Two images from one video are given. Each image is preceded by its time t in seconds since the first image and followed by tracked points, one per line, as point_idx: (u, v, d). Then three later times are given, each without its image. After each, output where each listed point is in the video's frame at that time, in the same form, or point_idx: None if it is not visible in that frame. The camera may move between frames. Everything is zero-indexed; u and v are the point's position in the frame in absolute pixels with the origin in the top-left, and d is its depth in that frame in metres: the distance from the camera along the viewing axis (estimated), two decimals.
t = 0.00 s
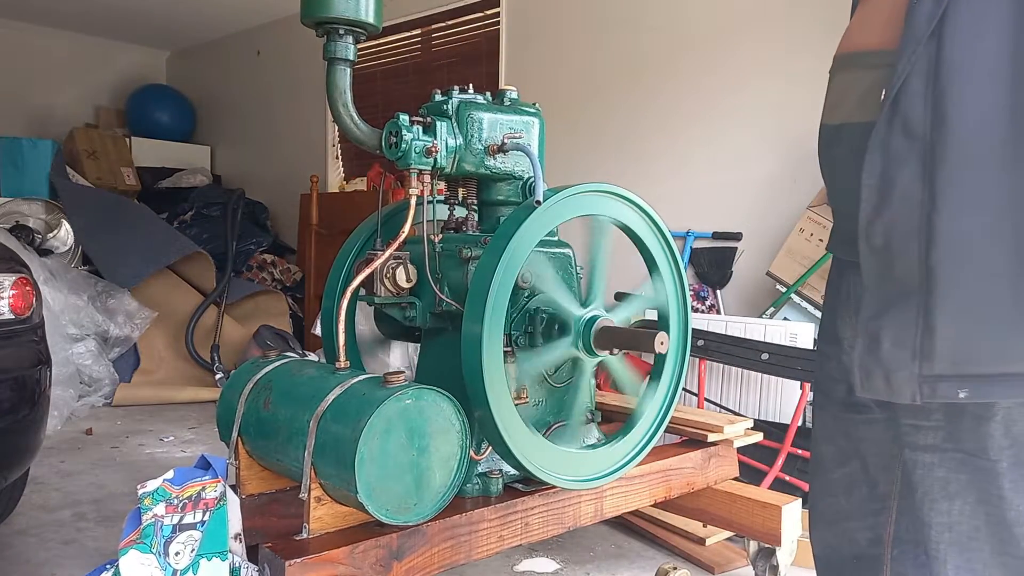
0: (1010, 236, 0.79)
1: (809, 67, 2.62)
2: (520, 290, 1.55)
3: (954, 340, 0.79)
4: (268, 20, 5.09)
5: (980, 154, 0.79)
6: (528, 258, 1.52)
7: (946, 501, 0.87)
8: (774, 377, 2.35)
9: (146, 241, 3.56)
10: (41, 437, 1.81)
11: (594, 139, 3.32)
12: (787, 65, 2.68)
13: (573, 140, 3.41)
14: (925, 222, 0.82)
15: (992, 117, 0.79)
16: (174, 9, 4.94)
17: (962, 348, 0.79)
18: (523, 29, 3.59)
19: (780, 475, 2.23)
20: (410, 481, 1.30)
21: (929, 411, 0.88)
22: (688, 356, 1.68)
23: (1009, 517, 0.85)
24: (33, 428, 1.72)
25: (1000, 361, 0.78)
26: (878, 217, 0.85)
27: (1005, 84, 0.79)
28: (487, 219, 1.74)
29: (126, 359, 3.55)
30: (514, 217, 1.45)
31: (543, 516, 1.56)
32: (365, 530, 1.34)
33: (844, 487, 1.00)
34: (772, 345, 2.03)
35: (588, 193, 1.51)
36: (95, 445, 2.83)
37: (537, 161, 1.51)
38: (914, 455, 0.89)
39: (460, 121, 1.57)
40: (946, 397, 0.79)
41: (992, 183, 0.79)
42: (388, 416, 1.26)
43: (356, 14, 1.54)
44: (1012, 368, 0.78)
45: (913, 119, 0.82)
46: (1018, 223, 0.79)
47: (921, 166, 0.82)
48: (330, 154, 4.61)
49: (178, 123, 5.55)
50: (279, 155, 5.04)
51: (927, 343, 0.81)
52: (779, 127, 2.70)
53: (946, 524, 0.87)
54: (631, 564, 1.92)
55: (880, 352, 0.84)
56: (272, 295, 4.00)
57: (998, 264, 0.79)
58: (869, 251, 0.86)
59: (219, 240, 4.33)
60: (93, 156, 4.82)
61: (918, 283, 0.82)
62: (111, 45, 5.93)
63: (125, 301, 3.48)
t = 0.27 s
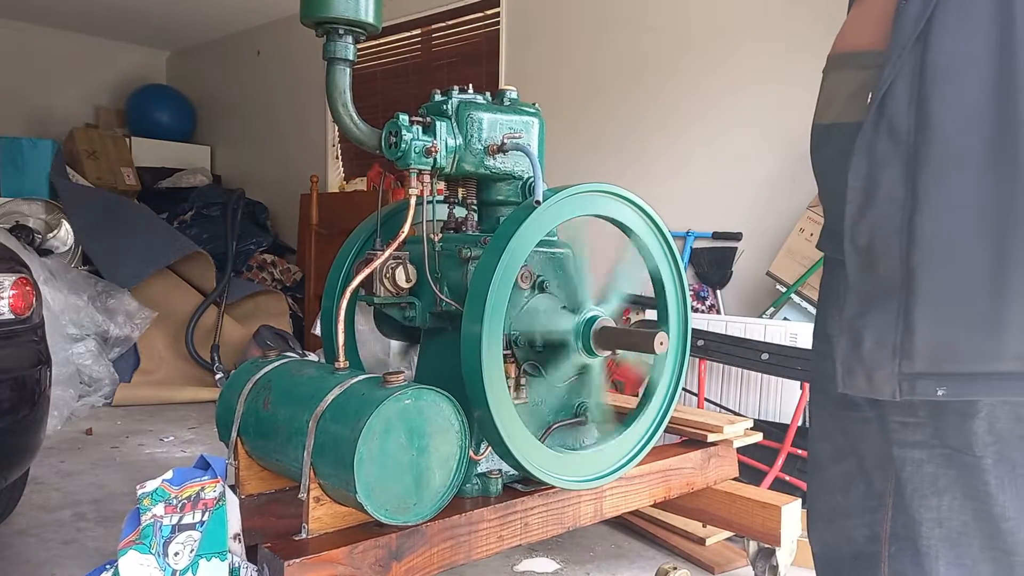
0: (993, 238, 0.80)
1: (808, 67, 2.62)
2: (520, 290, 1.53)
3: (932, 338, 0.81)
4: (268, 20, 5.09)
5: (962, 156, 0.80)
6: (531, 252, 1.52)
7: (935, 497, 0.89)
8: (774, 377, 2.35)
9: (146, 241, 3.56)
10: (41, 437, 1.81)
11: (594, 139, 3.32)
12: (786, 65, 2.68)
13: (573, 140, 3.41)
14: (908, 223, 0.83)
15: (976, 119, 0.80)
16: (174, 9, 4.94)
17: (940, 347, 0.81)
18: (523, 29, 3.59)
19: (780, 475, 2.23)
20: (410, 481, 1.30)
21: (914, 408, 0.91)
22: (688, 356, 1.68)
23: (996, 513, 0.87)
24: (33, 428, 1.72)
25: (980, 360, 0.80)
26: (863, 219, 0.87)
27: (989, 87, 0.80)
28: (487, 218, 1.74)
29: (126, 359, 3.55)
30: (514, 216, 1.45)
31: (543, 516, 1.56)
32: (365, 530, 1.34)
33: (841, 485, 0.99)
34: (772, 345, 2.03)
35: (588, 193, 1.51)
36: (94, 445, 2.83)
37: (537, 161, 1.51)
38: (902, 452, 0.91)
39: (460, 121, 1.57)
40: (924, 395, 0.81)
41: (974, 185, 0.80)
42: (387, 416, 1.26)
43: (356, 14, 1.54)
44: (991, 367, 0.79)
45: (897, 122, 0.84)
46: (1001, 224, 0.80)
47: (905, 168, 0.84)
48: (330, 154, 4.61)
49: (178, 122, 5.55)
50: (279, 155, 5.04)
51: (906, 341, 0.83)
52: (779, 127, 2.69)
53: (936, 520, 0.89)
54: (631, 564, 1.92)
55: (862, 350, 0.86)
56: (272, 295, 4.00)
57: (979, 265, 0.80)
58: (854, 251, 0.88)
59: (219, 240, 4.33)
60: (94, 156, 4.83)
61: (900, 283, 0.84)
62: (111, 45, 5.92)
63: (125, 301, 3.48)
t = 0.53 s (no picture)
0: (982, 239, 0.80)
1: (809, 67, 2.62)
2: (520, 290, 1.53)
3: (922, 338, 0.81)
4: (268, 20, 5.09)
5: (952, 158, 0.81)
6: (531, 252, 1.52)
7: (929, 495, 0.90)
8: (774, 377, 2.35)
9: (147, 241, 3.56)
10: (41, 437, 1.81)
11: (594, 139, 3.32)
12: (786, 65, 2.68)
13: (573, 140, 3.41)
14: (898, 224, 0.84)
15: (965, 121, 0.81)
16: (174, 9, 4.94)
17: (931, 347, 0.81)
18: (523, 28, 3.59)
19: (780, 475, 2.23)
20: (410, 481, 1.30)
21: (906, 406, 0.91)
22: (688, 356, 1.68)
23: (989, 510, 0.87)
24: (33, 428, 1.72)
25: (969, 359, 0.80)
26: (854, 220, 0.87)
27: (978, 89, 0.81)
28: (487, 218, 1.74)
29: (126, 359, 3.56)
30: (514, 217, 1.45)
31: (543, 516, 1.56)
32: (365, 530, 1.34)
33: (838, 484, 0.99)
34: (772, 345, 2.03)
35: (588, 193, 1.51)
36: (95, 445, 2.83)
37: (537, 161, 1.51)
38: (896, 450, 0.92)
39: (460, 121, 1.57)
40: (914, 394, 0.82)
41: (963, 186, 0.81)
42: (387, 416, 1.26)
43: (356, 14, 1.54)
44: (980, 367, 0.80)
45: (888, 123, 0.84)
46: (991, 225, 0.80)
47: (895, 169, 0.84)
48: (330, 154, 4.61)
49: (178, 123, 5.55)
50: (279, 155, 5.04)
51: (897, 340, 0.83)
52: (779, 127, 2.70)
53: (930, 518, 0.90)
54: (631, 564, 1.92)
55: (853, 350, 0.86)
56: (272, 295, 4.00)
57: (968, 266, 0.81)
58: (845, 252, 0.88)
59: (219, 240, 4.33)
60: (93, 156, 4.83)
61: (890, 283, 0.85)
62: (111, 45, 5.93)
63: (125, 301, 3.48)
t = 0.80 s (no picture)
0: (973, 238, 0.80)
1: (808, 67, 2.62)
2: (521, 290, 1.53)
3: (916, 336, 0.81)
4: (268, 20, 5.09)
5: (944, 157, 0.81)
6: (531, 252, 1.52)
7: (925, 494, 0.90)
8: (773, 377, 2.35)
9: (147, 241, 3.56)
10: (41, 437, 1.81)
11: (594, 139, 3.32)
12: (786, 65, 2.68)
13: (573, 139, 3.41)
14: (891, 222, 0.84)
15: (957, 120, 0.81)
16: (174, 9, 4.94)
17: (925, 346, 0.81)
18: (523, 28, 3.59)
19: (780, 475, 2.23)
20: (410, 481, 1.30)
21: (901, 405, 0.91)
22: (688, 355, 1.69)
23: (985, 508, 0.87)
24: (33, 428, 1.72)
25: (961, 357, 0.80)
26: (847, 218, 0.87)
27: (970, 88, 0.81)
28: (487, 219, 1.74)
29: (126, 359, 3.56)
30: (514, 217, 1.45)
31: (543, 516, 1.56)
32: (365, 530, 1.34)
33: (835, 483, 0.99)
34: (772, 345, 2.03)
35: (587, 193, 1.51)
36: (95, 445, 2.83)
37: (537, 161, 1.51)
38: (892, 449, 0.92)
39: (460, 121, 1.57)
40: (908, 391, 0.82)
41: (955, 185, 0.81)
42: (387, 416, 1.26)
43: (356, 15, 1.54)
44: (972, 364, 0.80)
45: (881, 122, 0.84)
46: (982, 225, 0.80)
47: (888, 168, 0.84)
48: (330, 154, 4.61)
49: (178, 123, 5.55)
50: (279, 155, 5.04)
51: (891, 339, 0.83)
52: (779, 126, 2.70)
53: (926, 516, 0.90)
54: (630, 564, 1.92)
55: (847, 347, 0.86)
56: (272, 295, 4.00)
57: (960, 264, 0.81)
58: (839, 250, 0.88)
59: (219, 240, 4.34)
60: (93, 156, 4.83)
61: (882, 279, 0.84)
62: (111, 45, 5.93)
63: (125, 301, 3.48)
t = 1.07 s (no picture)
0: (971, 235, 0.80)
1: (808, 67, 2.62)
2: (521, 289, 1.54)
3: (910, 333, 0.81)
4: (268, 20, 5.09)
5: (940, 154, 0.81)
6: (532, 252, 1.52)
7: (924, 493, 0.90)
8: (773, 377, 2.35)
9: (147, 241, 3.56)
10: (41, 437, 1.80)
11: (594, 139, 3.32)
12: (786, 65, 2.68)
13: (573, 139, 3.41)
14: (887, 219, 0.84)
15: (953, 117, 0.81)
16: (174, 9, 4.94)
17: (919, 341, 0.81)
18: (523, 28, 3.58)
19: (780, 475, 2.23)
20: (410, 481, 1.30)
21: (900, 404, 0.90)
22: (688, 356, 1.69)
23: (984, 507, 0.87)
24: (33, 428, 1.72)
25: (957, 354, 0.80)
26: (844, 216, 0.87)
27: (966, 86, 0.80)
28: (487, 219, 1.74)
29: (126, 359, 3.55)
30: (513, 217, 1.45)
31: (543, 516, 1.56)
32: (364, 530, 1.34)
33: (835, 482, 0.99)
34: (772, 345, 2.03)
35: (587, 193, 1.51)
36: (95, 445, 2.83)
37: (537, 161, 1.51)
38: (891, 449, 0.92)
39: (460, 121, 1.57)
40: (902, 387, 0.82)
41: (952, 182, 0.81)
42: (387, 416, 1.26)
43: (356, 15, 1.54)
44: (967, 361, 0.79)
45: (877, 121, 0.84)
46: (980, 222, 0.79)
47: (884, 166, 0.84)
48: (330, 154, 4.61)
49: (178, 123, 5.55)
50: (279, 155, 5.03)
51: (886, 336, 0.83)
52: (779, 126, 2.69)
53: (925, 515, 0.90)
54: (630, 564, 1.92)
55: (843, 343, 0.86)
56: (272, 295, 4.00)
57: (956, 261, 0.80)
58: (836, 248, 0.89)
59: (219, 240, 4.34)
60: (93, 156, 4.83)
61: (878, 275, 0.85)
62: (111, 45, 5.93)
63: (125, 301, 3.48)
